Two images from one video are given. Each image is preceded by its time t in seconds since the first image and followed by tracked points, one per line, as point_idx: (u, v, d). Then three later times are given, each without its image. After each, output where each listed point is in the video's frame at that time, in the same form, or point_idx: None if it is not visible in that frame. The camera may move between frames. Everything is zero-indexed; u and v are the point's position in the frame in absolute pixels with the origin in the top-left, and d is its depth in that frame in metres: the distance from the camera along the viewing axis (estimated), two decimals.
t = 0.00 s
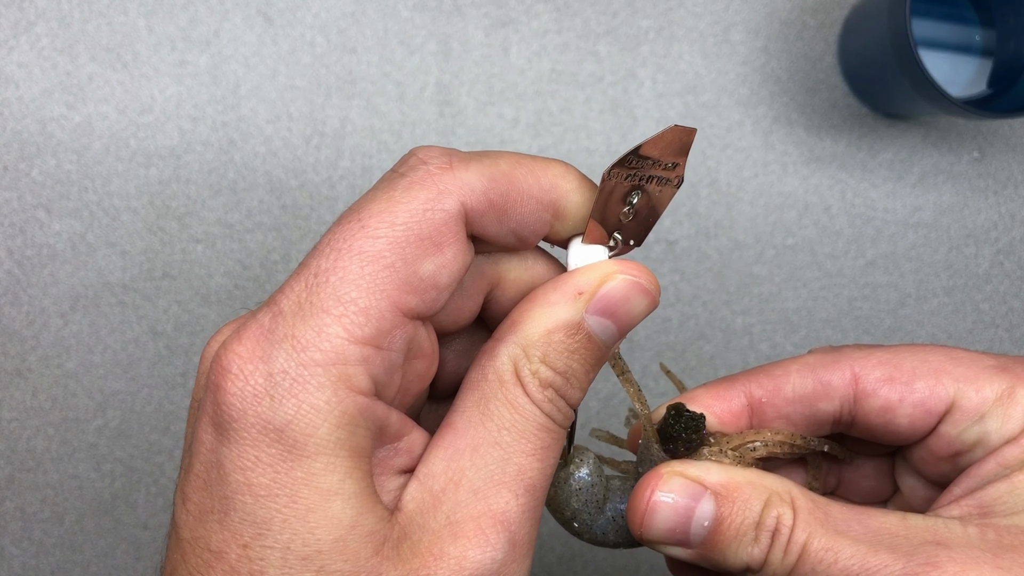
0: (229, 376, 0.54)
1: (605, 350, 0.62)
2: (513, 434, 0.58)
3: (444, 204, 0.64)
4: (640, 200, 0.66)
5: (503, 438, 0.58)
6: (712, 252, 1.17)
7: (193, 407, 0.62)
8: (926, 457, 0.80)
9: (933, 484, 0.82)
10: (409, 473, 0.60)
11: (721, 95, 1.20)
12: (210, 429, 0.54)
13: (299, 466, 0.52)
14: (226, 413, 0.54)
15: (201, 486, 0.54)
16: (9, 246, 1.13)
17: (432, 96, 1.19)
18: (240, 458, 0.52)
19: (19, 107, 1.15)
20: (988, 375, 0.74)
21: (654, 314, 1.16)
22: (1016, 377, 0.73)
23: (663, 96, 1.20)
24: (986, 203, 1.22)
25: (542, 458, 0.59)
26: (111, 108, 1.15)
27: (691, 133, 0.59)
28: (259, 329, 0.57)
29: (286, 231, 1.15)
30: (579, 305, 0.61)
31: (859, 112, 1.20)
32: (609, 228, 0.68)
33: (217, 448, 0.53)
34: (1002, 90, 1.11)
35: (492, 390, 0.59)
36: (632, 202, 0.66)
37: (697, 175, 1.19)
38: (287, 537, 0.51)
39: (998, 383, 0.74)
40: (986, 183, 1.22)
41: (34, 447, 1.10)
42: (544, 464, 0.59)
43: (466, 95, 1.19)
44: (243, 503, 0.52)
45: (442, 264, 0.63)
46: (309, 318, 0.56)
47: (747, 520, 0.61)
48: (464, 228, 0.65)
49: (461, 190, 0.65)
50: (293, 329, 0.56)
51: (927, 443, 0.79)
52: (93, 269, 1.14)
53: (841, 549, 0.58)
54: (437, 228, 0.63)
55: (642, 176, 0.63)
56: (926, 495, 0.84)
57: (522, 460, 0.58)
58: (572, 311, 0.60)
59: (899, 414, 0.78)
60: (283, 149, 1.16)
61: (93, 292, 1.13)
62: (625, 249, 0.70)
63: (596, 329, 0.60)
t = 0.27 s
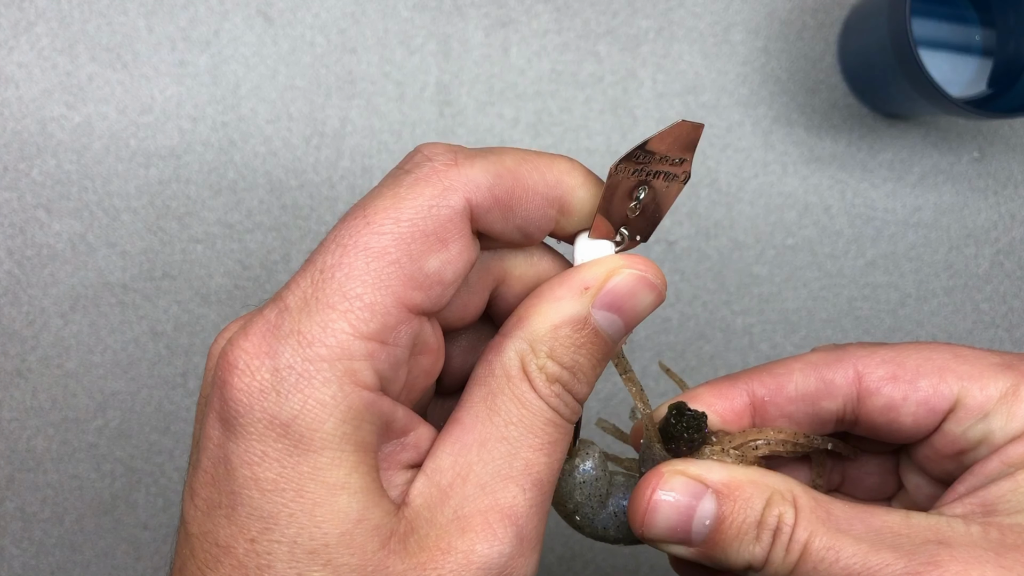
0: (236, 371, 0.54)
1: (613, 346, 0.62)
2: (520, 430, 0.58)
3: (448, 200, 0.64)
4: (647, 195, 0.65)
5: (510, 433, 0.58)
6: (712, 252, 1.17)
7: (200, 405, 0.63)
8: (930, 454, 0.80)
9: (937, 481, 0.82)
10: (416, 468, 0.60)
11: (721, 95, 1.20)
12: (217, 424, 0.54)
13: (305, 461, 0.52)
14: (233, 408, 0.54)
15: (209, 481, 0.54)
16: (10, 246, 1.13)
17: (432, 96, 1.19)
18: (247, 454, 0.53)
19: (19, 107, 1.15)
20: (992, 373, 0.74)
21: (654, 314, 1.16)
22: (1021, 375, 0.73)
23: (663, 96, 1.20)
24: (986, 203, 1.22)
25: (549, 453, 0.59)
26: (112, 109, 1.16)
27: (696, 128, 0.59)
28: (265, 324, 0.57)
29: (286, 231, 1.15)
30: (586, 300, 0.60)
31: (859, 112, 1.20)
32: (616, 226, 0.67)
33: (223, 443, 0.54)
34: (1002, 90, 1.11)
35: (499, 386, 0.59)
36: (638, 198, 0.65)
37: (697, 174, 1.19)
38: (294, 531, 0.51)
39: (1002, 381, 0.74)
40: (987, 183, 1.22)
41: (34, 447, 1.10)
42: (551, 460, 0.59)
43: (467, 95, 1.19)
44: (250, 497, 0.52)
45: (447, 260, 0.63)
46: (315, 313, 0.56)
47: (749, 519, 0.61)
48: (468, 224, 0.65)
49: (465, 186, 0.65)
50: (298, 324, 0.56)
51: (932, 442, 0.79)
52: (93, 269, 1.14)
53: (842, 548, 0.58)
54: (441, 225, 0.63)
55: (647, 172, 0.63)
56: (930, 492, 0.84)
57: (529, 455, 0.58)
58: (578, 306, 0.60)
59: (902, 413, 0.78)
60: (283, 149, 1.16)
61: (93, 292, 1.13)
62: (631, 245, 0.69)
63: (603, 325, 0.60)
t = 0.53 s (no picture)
0: (239, 365, 0.54)
1: (619, 342, 0.62)
2: (525, 426, 0.58)
3: (454, 196, 0.64)
4: (655, 191, 0.65)
5: (515, 429, 0.58)
6: (712, 252, 1.17)
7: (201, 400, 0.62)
8: (927, 454, 0.80)
9: (934, 481, 0.82)
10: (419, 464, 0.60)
11: (721, 95, 1.20)
12: (219, 419, 0.54)
13: (307, 456, 0.52)
14: (235, 402, 0.54)
15: (210, 475, 0.54)
16: (9, 246, 1.13)
17: (432, 96, 1.19)
18: (250, 447, 0.52)
19: (19, 107, 1.15)
20: (988, 373, 0.74)
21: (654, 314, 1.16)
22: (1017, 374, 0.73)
23: (663, 96, 1.20)
24: (986, 203, 1.22)
25: (554, 450, 0.59)
26: (112, 108, 1.16)
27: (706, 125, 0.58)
28: (268, 318, 0.57)
29: (286, 231, 1.15)
30: (591, 296, 0.61)
31: (859, 112, 1.20)
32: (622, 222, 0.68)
33: (226, 438, 0.54)
34: (1002, 90, 1.11)
35: (504, 381, 0.59)
36: (646, 194, 0.65)
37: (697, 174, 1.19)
38: (296, 527, 0.51)
39: (999, 381, 0.74)
40: (986, 183, 1.22)
41: (34, 447, 1.10)
42: (556, 457, 0.59)
43: (467, 95, 1.19)
44: (251, 492, 0.52)
45: (452, 256, 0.63)
46: (319, 307, 0.56)
47: (746, 520, 0.61)
48: (474, 220, 0.65)
49: (471, 182, 0.65)
50: (301, 318, 0.56)
51: (928, 442, 0.79)
52: (93, 269, 1.14)
53: (838, 548, 0.58)
54: (446, 220, 0.63)
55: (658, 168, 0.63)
56: (926, 492, 0.84)
57: (534, 451, 0.58)
58: (584, 303, 0.60)
59: (899, 413, 0.78)
60: (283, 149, 1.16)
61: (93, 292, 1.13)
62: (638, 241, 0.70)
63: (609, 321, 0.60)
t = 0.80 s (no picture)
0: (217, 316, 0.58)
1: (622, 334, 0.60)
2: (504, 402, 0.56)
3: (445, 171, 0.67)
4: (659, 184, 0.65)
5: (492, 403, 0.56)
6: (712, 252, 1.17)
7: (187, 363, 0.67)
8: (954, 431, 0.80)
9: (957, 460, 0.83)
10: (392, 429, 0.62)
11: (721, 95, 1.20)
12: (195, 368, 0.58)
13: (270, 408, 0.55)
14: (212, 352, 0.57)
15: (180, 422, 0.57)
16: (10, 246, 1.13)
17: (432, 96, 1.19)
18: (218, 395, 0.56)
19: (19, 107, 1.15)
20: None
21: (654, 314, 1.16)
22: None
23: (663, 96, 1.20)
24: (986, 203, 1.22)
25: (529, 431, 0.57)
26: (112, 109, 1.16)
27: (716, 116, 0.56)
28: (251, 272, 0.61)
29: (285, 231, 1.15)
30: (594, 280, 0.58)
31: (859, 112, 1.20)
32: (626, 214, 0.68)
33: (198, 386, 0.57)
34: (1002, 90, 1.11)
35: (492, 355, 0.58)
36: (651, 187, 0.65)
37: (697, 174, 1.19)
38: (250, 474, 0.53)
39: None
40: (986, 183, 1.22)
41: (34, 447, 1.10)
42: (530, 437, 0.57)
43: (466, 95, 1.19)
44: (214, 440, 0.55)
45: (435, 228, 0.67)
46: (299, 266, 0.60)
47: (769, 486, 0.63)
48: (463, 195, 0.69)
49: (463, 157, 0.68)
50: (280, 275, 0.60)
51: (955, 417, 0.79)
52: (93, 269, 1.14)
53: (864, 522, 0.60)
54: (433, 193, 0.66)
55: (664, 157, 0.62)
56: (948, 475, 0.84)
57: (506, 428, 0.56)
58: (586, 285, 0.58)
59: (930, 383, 0.78)
60: (283, 149, 1.16)
61: (93, 292, 1.13)
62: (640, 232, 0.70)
63: (610, 308, 0.58)
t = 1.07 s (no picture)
0: (195, 252, 0.57)
1: (603, 339, 0.60)
2: (481, 393, 0.54)
3: (425, 135, 0.72)
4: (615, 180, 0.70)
5: (469, 394, 0.54)
6: (712, 252, 1.18)
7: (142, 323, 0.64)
8: (971, 432, 0.80)
9: (972, 461, 0.83)
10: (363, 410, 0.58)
11: (721, 95, 1.20)
12: (163, 310, 0.56)
13: (239, 351, 0.52)
14: (184, 292, 0.55)
15: (138, 365, 0.54)
16: (10, 246, 1.13)
17: (432, 96, 1.19)
18: (185, 332, 0.53)
19: (19, 107, 1.15)
20: None
21: (654, 314, 1.16)
22: None
23: (663, 96, 1.20)
24: (986, 203, 1.22)
25: (504, 426, 0.54)
26: (112, 108, 1.16)
27: (651, 99, 0.64)
28: (234, 213, 0.61)
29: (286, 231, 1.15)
30: (575, 278, 0.58)
31: (859, 112, 1.20)
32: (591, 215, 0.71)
33: (164, 328, 0.54)
34: (1002, 90, 1.11)
35: (473, 347, 0.56)
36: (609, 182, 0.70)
37: (697, 174, 1.19)
38: (207, 423, 0.50)
39: None
40: (987, 182, 1.22)
41: (34, 447, 1.10)
42: (505, 433, 0.54)
43: (466, 95, 1.19)
44: (172, 384, 0.51)
45: (417, 181, 0.70)
46: (286, 203, 0.62)
47: (783, 483, 0.63)
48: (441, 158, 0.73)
49: (440, 126, 0.74)
50: (265, 214, 0.60)
51: (972, 417, 0.79)
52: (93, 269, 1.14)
53: (878, 523, 0.60)
54: (415, 153, 0.71)
55: (613, 151, 0.67)
56: (962, 477, 0.84)
57: (481, 420, 0.53)
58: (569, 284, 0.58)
59: (948, 383, 0.79)
60: (283, 149, 1.16)
61: (94, 292, 1.13)
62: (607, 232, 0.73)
63: (591, 309, 0.58)
